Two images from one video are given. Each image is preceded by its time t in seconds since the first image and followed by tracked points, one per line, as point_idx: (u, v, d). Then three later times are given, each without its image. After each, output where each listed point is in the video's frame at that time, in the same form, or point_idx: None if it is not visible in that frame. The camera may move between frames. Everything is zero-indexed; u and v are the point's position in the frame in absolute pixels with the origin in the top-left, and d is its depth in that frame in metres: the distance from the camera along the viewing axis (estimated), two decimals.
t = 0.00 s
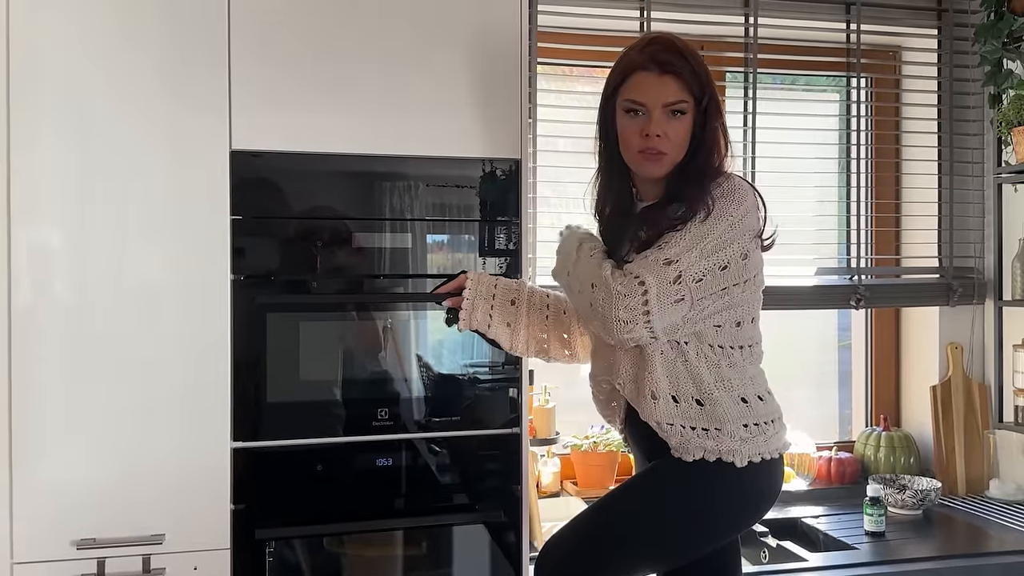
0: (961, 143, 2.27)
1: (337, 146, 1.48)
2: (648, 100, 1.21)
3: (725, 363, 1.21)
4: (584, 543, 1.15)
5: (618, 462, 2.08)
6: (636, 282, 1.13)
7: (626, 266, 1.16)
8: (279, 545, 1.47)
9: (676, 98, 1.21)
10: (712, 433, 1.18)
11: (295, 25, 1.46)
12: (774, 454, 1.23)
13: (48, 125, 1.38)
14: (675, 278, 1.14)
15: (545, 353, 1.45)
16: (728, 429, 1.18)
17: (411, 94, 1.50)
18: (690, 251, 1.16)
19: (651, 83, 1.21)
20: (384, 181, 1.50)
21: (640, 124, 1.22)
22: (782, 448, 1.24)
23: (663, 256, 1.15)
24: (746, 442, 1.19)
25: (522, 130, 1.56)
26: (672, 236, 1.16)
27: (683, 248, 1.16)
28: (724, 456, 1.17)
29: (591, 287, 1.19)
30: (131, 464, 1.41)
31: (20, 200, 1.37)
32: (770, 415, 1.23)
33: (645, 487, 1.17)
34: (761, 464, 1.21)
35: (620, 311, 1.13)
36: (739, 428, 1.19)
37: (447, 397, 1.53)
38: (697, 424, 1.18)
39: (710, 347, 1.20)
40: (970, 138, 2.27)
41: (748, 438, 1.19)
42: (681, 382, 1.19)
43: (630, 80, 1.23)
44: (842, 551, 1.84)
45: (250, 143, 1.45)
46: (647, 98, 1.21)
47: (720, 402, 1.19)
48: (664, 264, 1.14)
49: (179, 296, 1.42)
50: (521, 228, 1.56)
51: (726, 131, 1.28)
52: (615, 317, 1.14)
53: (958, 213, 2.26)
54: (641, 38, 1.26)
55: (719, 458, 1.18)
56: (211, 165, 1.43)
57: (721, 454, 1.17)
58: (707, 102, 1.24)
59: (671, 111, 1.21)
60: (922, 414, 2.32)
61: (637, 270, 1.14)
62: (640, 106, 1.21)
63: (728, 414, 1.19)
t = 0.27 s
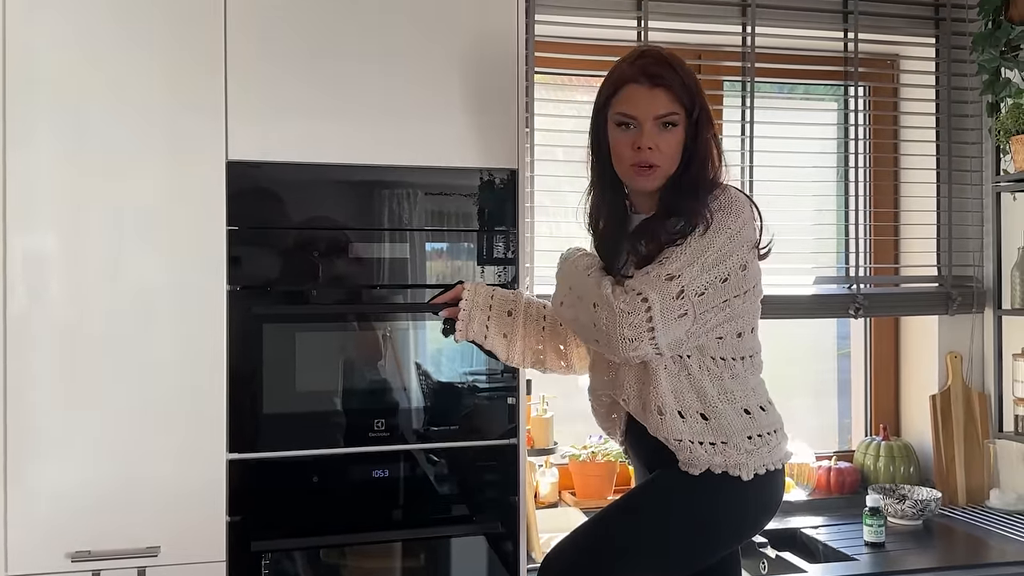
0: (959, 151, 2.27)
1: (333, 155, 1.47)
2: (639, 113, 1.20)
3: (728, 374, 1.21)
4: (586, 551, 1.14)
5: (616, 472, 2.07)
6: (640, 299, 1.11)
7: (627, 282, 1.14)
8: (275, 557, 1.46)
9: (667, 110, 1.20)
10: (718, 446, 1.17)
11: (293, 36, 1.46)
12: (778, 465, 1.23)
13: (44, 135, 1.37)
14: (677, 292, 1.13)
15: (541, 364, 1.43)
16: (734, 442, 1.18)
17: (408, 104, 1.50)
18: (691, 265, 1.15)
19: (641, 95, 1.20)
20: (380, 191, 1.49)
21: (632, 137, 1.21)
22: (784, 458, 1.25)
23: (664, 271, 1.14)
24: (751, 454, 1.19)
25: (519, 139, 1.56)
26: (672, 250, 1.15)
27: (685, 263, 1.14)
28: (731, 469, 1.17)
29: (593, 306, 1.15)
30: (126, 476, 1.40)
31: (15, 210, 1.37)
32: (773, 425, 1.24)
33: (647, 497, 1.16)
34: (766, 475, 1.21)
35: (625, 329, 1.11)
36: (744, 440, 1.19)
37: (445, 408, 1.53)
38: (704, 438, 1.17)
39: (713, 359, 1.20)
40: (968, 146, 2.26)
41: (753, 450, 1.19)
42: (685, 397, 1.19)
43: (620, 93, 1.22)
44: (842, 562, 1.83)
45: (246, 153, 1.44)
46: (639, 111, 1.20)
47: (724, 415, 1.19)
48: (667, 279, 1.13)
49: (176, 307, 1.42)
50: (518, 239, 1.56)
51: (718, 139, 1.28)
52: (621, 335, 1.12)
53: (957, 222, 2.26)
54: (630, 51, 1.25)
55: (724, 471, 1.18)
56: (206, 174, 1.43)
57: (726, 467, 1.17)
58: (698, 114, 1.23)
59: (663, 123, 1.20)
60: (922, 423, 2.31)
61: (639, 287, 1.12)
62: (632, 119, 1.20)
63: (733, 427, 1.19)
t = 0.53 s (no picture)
0: (962, 156, 2.25)
1: (329, 162, 1.47)
2: (614, 123, 1.15)
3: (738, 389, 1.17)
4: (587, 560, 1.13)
5: (616, 479, 2.06)
6: (724, 344, 1.07)
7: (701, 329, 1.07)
8: (272, 566, 1.45)
9: (642, 116, 1.14)
10: (726, 464, 1.15)
11: (289, 42, 1.45)
12: (783, 474, 1.21)
13: (40, 142, 1.37)
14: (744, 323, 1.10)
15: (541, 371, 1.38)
16: (742, 458, 1.16)
17: (405, 110, 1.49)
18: (740, 288, 1.11)
19: (614, 105, 1.14)
20: (377, 197, 1.48)
21: (610, 147, 1.16)
22: (788, 465, 1.23)
23: (728, 303, 1.09)
24: (758, 469, 1.17)
25: (518, 146, 1.55)
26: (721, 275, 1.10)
27: (736, 289, 1.10)
28: (736, 485, 1.15)
29: (655, 351, 1.06)
30: (122, 484, 1.40)
31: (11, 217, 1.36)
32: (777, 432, 1.22)
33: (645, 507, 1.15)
34: (770, 487, 1.19)
35: (720, 376, 1.08)
36: (751, 455, 1.16)
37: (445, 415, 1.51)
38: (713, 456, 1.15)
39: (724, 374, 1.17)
40: (970, 151, 2.25)
41: (760, 464, 1.17)
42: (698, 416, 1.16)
43: (596, 103, 1.17)
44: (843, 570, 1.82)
45: (241, 159, 1.44)
46: (611, 120, 1.15)
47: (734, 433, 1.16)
48: (733, 313, 1.09)
49: (171, 314, 1.41)
50: (515, 245, 1.54)
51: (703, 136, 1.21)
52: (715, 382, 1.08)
53: (959, 227, 2.25)
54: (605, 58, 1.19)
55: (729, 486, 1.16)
56: (201, 181, 1.42)
57: (732, 482, 1.15)
58: (677, 115, 1.17)
59: (641, 131, 1.15)
60: (925, 431, 2.29)
61: (722, 331, 1.08)
62: (609, 129, 1.16)
63: (742, 445, 1.16)
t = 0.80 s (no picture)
0: (964, 156, 2.24)
1: (325, 163, 1.46)
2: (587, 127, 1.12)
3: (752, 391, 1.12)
4: None
5: (616, 480, 2.06)
6: (823, 337, 1.01)
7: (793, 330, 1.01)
8: (268, 568, 1.45)
9: (605, 117, 1.10)
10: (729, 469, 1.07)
11: (285, 44, 1.45)
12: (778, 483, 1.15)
13: (36, 143, 1.37)
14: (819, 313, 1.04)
15: (538, 371, 1.40)
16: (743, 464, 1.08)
17: (402, 111, 1.49)
18: (800, 281, 1.05)
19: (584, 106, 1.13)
20: (374, 198, 1.48)
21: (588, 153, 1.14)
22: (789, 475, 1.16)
23: (800, 299, 1.03)
24: (759, 477, 1.09)
25: (515, 146, 1.54)
26: (776, 272, 1.05)
27: (798, 281, 1.04)
28: (736, 492, 1.07)
29: (774, 376, 0.98)
30: (118, 486, 1.39)
31: (7, 218, 1.36)
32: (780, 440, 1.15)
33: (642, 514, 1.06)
34: (769, 496, 1.12)
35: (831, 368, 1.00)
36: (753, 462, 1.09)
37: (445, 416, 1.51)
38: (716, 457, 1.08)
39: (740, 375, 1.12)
40: (974, 151, 2.24)
41: (761, 473, 1.09)
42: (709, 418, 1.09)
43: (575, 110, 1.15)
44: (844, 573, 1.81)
45: (237, 161, 1.44)
46: (585, 123, 1.12)
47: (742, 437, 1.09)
48: (808, 305, 1.03)
49: (168, 316, 1.41)
50: (512, 244, 1.54)
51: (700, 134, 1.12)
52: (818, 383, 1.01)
53: (962, 228, 2.23)
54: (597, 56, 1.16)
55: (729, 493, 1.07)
56: (197, 182, 1.42)
57: (733, 490, 1.06)
58: (644, 108, 1.10)
59: (611, 130, 1.11)
60: (927, 432, 2.28)
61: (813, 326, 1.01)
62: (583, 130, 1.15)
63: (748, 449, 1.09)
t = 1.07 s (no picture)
0: (972, 151, 2.22)
1: (325, 159, 1.46)
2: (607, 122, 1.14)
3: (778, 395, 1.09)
4: None
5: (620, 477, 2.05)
6: (801, 371, 1.00)
7: (775, 359, 1.00)
8: (269, 564, 1.45)
9: (620, 113, 1.12)
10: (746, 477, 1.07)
11: (286, 40, 1.45)
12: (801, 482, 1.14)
13: (38, 140, 1.37)
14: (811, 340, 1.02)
15: (536, 360, 1.39)
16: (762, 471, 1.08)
17: (403, 107, 1.49)
18: (801, 302, 1.02)
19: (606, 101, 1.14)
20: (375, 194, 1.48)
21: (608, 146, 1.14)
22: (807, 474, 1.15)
23: (795, 326, 1.01)
24: (775, 482, 1.09)
25: (517, 142, 1.54)
26: (779, 292, 1.02)
27: (796, 303, 1.02)
28: (752, 501, 1.07)
29: (744, 408, 0.98)
30: (119, 482, 1.40)
31: (9, 215, 1.37)
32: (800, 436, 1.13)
33: (665, 514, 1.12)
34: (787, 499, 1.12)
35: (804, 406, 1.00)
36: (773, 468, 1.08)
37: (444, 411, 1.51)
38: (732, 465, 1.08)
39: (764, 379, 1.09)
40: (981, 146, 2.22)
41: (778, 478, 1.09)
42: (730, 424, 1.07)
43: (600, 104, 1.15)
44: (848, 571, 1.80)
45: (238, 156, 1.44)
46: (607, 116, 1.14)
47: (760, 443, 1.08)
48: (799, 332, 1.01)
49: (169, 312, 1.41)
50: (512, 241, 1.53)
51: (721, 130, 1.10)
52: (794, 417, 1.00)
53: (969, 224, 2.21)
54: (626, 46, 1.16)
55: (744, 501, 1.08)
56: (198, 178, 1.42)
57: (748, 499, 1.07)
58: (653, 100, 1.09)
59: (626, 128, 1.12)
60: (934, 429, 2.26)
61: (796, 357, 1.00)
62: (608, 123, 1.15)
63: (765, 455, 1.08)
